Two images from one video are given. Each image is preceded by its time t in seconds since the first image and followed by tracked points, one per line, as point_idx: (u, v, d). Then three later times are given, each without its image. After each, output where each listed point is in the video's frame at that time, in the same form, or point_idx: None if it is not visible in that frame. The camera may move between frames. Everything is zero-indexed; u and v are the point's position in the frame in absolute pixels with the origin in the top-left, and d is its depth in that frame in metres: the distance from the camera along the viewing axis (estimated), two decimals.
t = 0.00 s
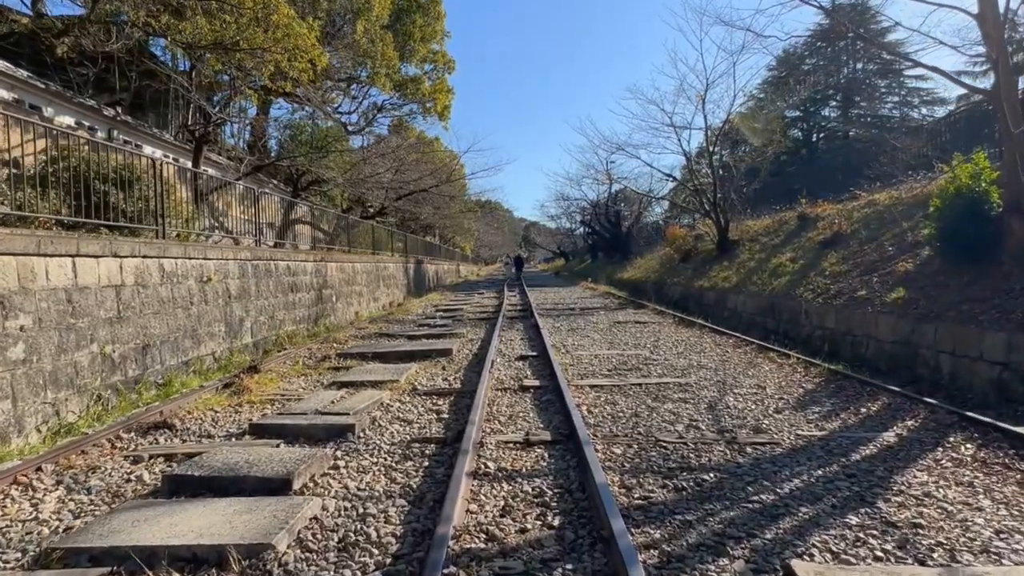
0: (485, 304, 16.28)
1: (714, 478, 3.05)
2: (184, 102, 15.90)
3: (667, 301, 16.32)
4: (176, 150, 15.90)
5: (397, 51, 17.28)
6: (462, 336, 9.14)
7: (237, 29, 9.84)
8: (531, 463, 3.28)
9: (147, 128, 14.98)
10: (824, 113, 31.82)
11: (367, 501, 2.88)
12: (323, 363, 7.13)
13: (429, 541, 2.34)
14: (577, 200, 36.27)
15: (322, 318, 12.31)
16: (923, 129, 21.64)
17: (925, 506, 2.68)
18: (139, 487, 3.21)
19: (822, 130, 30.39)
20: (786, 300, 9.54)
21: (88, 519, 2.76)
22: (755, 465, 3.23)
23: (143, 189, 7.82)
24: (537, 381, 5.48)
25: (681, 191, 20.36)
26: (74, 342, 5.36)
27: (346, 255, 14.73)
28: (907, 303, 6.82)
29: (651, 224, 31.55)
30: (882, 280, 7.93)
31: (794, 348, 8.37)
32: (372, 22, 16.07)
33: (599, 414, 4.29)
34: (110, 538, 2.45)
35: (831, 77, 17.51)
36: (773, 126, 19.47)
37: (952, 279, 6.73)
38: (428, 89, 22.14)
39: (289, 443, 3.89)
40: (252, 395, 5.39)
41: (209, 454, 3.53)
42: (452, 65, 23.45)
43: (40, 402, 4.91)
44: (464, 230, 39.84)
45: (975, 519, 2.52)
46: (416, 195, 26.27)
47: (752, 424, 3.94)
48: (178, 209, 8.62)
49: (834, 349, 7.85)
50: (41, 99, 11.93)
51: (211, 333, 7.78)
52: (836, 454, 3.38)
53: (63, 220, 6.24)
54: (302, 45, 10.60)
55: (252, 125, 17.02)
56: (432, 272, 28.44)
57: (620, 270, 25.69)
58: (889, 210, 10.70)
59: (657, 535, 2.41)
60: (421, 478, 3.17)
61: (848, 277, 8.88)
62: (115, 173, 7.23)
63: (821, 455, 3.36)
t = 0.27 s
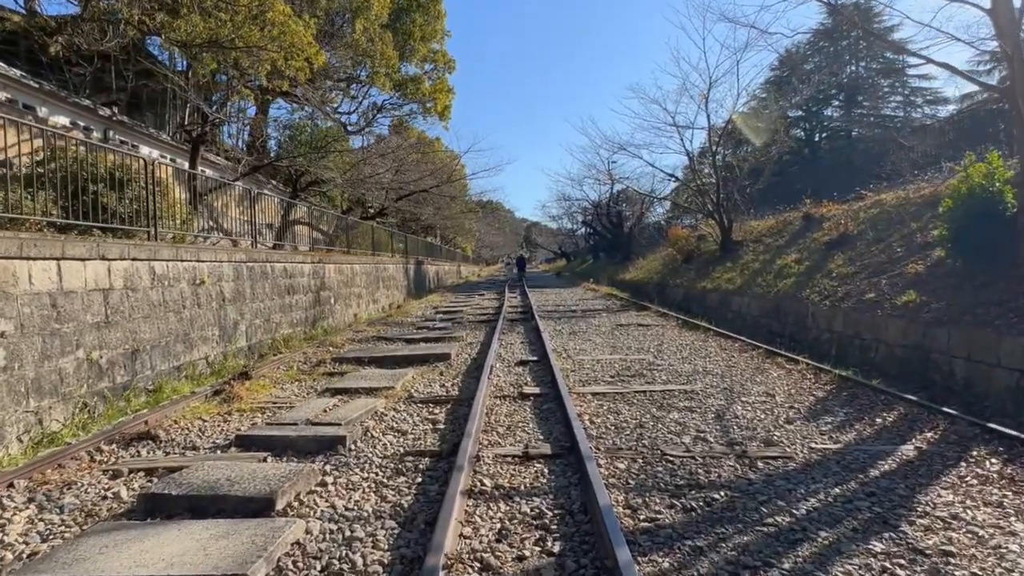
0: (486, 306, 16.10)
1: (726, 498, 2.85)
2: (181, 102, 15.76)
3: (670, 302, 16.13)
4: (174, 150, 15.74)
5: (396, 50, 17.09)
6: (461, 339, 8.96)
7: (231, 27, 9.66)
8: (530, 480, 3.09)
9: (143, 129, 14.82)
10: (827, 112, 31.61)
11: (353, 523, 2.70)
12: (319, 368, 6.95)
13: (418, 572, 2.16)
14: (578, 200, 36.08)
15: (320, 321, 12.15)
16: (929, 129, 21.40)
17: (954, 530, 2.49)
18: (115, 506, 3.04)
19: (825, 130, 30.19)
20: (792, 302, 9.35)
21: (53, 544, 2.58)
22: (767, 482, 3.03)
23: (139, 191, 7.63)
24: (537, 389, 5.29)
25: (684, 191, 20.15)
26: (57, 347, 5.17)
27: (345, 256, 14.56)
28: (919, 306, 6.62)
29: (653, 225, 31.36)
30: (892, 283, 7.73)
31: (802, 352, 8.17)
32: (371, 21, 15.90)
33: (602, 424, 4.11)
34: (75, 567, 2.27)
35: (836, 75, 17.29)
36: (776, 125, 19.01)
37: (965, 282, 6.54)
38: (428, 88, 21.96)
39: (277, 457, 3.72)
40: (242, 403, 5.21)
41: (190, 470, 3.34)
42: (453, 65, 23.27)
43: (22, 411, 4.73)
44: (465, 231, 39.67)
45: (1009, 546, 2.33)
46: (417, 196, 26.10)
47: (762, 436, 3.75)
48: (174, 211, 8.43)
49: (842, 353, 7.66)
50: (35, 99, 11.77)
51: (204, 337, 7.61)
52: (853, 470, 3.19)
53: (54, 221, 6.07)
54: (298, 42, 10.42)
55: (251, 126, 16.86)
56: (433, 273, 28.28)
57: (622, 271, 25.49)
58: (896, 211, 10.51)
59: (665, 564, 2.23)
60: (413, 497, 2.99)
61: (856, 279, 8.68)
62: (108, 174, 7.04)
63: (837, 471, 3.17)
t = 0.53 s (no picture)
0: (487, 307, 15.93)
1: (742, 511, 2.66)
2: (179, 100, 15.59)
3: (674, 303, 15.94)
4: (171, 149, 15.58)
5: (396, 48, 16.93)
6: (461, 340, 8.78)
7: (227, 23, 9.50)
8: (533, 490, 2.91)
9: (141, 127, 14.67)
10: (830, 111, 31.40)
11: (343, 538, 2.52)
12: (315, 370, 6.77)
13: None
14: (580, 200, 35.88)
15: (319, 321, 11.98)
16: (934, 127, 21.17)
17: (992, 548, 2.30)
18: (91, 517, 2.85)
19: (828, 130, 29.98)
20: (799, 302, 9.15)
21: (20, 562, 2.39)
22: (785, 493, 2.85)
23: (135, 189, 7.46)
24: (539, 391, 5.11)
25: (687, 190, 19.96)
26: (42, 348, 4.99)
27: (345, 256, 14.39)
28: (932, 306, 6.44)
29: (655, 225, 31.16)
30: (903, 282, 7.54)
31: (810, 354, 7.99)
32: (371, 18, 15.76)
33: (607, 430, 3.92)
34: None
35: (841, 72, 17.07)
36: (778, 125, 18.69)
37: (981, 281, 6.35)
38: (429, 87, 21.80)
39: (265, 464, 3.53)
40: (234, 406, 5.03)
41: (173, 479, 3.16)
42: (453, 64, 23.11)
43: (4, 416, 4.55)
44: (467, 231, 39.48)
45: None
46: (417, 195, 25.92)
47: (776, 442, 3.56)
48: (170, 209, 8.26)
49: (852, 354, 7.46)
50: (29, 96, 11.61)
51: (199, 338, 7.44)
52: (876, 480, 3.00)
53: (48, 220, 5.92)
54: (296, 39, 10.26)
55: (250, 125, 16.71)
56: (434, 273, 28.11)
57: (624, 271, 25.29)
58: (905, 209, 10.31)
59: None
60: (407, 509, 2.80)
61: (865, 278, 8.49)
62: (103, 172, 6.86)
63: (859, 481, 2.98)
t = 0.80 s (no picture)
0: (489, 308, 15.71)
1: (767, 536, 2.44)
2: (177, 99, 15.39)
3: (677, 304, 15.72)
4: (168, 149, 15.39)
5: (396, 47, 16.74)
6: (462, 344, 8.56)
7: (223, 19, 9.28)
8: (537, 512, 2.69)
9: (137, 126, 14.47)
10: (834, 111, 31.15)
11: (331, 566, 2.30)
12: (311, 375, 6.56)
13: None
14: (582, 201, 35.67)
15: (317, 323, 11.76)
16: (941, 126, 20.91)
17: None
18: (60, 541, 2.64)
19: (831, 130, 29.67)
20: (808, 305, 8.93)
21: None
22: (811, 516, 2.62)
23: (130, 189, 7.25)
24: (542, 399, 4.89)
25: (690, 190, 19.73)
26: (23, 353, 4.77)
27: (344, 257, 14.17)
28: (949, 309, 6.22)
29: (658, 226, 30.93)
30: (917, 284, 7.31)
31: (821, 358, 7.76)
32: (371, 17, 15.57)
33: (616, 442, 3.70)
34: None
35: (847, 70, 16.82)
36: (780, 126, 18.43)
37: (999, 284, 6.13)
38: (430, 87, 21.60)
39: (252, 479, 3.32)
40: (224, 414, 4.82)
41: (151, 497, 2.94)
42: (454, 63, 22.91)
43: None
44: (468, 232, 39.26)
45: None
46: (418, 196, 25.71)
47: (797, 457, 3.34)
48: (165, 209, 8.04)
49: (864, 359, 7.24)
50: (22, 95, 11.41)
51: (191, 342, 7.23)
52: (908, 500, 2.78)
53: (37, 220, 5.67)
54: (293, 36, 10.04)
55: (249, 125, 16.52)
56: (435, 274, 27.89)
57: (627, 272, 25.05)
58: (915, 209, 10.08)
59: None
60: (402, 532, 2.58)
61: (876, 280, 8.26)
62: (95, 172, 6.64)
63: (890, 501, 2.76)
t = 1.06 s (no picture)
0: (489, 310, 15.52)
1: (789, 562, 2.25)
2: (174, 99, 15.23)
3: (681, 306, 15.53)
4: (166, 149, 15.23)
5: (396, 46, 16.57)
6: (462, 347, 8.37)
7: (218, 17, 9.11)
8: (539, 534, 2.51)
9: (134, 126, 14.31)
10: (836, 111, 30.95)
11: None
12: (306, 380, 6.38)
13: None
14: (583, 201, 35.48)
15: (314, 326, 11.58)
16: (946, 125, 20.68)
17: None
18: (28, 565, 2.46)
19: (834, 130, 29.50)
20: (815, 307, 8.74)
21: None
22: (834, 538, 2.44)
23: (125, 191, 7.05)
24: (544, 406, 4.70)
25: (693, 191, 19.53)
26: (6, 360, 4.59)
27: (343, 258, 14.00)
28: (964, 312, 6.02)
29: (660, 226, 30.72)
30: (928, 286, 7.12)
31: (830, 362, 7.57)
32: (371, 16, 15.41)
33: (622, 454, 3.52)
34: None
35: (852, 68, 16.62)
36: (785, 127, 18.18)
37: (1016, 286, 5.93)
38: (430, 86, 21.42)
39: (237, 495, 3.14)
40: (213, 423, 4.63)
41: (128, 516, 2.76)
42: (455, 63, 22.74)
43: None
44: (469, 232, 39.05)
45: None
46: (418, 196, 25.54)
47: (814, 471, 3.15)
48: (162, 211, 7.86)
49: (875, 363, 7.05)
50: (16, 94, 11.25)
51: (184, 346, 7.05)
52: (937, 520, 2.59)
53: (30, 221, 5.47)
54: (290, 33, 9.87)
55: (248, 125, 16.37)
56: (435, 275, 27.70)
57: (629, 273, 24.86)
58: (924, 209, 9.88)
59: None
60: (394, 556, 2.40)
61: (885, 282, 8.07)
62: (87, 173, 6.45)
63: (917, 522, 2.57)
